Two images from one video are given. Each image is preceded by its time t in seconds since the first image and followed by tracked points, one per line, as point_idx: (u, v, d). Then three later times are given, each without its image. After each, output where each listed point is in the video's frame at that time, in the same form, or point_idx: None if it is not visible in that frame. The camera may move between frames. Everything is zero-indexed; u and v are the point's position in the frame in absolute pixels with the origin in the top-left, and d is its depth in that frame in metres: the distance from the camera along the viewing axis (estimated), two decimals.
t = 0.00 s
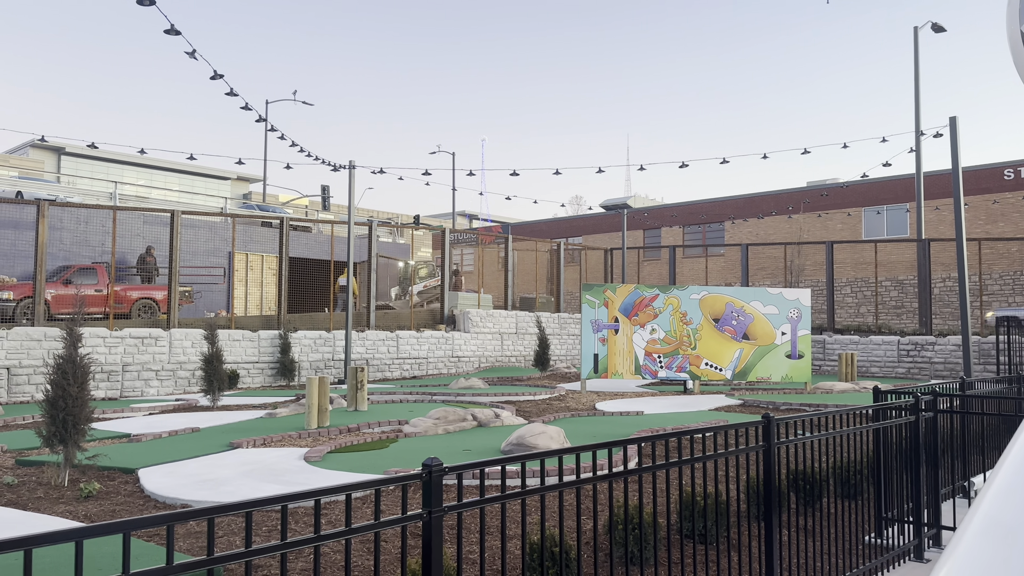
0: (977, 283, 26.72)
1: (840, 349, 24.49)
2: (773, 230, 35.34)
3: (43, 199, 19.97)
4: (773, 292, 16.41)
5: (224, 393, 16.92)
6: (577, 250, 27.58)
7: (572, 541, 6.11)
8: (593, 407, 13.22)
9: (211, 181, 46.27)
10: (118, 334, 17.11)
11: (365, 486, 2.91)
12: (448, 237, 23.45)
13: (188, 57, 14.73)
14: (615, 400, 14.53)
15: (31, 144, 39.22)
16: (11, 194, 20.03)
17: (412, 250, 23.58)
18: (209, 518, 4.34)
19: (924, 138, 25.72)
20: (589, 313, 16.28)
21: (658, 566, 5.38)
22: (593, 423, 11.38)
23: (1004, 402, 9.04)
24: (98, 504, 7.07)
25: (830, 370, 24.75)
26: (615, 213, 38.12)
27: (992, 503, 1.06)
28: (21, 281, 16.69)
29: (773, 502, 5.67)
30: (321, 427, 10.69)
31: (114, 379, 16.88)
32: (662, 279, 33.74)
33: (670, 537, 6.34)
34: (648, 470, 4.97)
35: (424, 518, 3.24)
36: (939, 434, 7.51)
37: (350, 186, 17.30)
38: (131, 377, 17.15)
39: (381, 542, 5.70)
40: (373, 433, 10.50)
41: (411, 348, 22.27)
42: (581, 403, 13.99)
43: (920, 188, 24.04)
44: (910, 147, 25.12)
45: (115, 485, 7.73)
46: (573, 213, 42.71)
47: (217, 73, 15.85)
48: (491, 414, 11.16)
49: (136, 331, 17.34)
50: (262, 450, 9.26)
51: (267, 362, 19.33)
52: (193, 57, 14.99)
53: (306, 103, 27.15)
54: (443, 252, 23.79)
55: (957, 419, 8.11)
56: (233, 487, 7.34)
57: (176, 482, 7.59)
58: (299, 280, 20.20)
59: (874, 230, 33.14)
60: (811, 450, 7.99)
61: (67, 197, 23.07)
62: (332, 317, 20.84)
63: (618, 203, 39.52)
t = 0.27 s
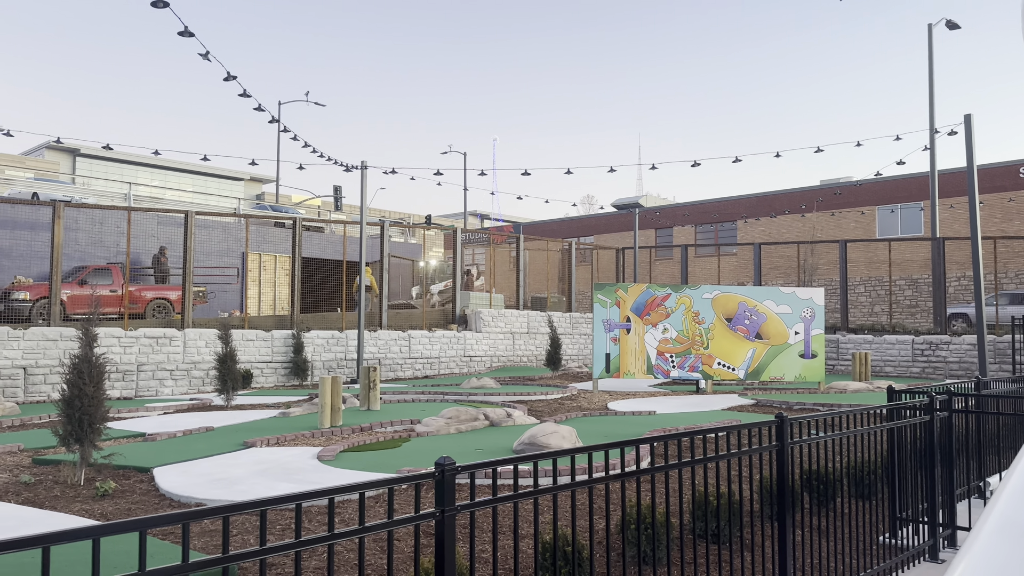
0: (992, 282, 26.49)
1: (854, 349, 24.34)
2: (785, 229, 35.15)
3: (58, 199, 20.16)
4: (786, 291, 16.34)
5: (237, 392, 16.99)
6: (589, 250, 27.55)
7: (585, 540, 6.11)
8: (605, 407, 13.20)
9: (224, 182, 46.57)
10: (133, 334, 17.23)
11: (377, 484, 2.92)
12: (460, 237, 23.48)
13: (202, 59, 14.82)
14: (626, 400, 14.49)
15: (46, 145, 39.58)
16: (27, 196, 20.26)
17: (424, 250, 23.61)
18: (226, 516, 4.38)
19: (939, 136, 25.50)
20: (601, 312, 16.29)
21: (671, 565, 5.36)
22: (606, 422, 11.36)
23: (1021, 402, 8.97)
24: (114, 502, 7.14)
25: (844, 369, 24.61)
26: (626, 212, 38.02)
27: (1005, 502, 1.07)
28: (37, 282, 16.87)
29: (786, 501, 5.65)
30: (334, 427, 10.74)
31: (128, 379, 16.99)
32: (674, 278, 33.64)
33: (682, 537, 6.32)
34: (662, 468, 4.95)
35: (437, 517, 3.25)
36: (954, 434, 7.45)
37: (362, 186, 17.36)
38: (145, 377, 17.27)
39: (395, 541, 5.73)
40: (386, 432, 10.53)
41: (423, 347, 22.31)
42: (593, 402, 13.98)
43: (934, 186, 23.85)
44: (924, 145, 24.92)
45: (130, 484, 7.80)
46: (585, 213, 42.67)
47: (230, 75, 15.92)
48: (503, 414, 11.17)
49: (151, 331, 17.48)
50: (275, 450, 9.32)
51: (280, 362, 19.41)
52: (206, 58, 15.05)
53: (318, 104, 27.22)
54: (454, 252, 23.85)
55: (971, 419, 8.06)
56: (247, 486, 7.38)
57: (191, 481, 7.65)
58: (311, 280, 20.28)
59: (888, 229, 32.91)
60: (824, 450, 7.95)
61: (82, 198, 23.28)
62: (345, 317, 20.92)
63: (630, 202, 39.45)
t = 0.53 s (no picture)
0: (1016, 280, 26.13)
1: (875, 347, 24.11)
2: (805, 227, 34.85)
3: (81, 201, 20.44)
4: (806, 289, 16.18)
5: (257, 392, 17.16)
6: (606, 249, 27.50)
7: (604, 540, 6.10)
8: (623, 406, 13.17)
9: (243, 183, 46.96)
10: (154, 334, 17.41)
11: (396, 483, 2.93)
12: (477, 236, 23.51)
13: (222, 61, 14.97)
14: (644, 399, 14.42)
15: (69, 148, 40.11)
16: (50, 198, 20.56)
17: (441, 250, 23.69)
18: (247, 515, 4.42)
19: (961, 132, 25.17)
20: (618, 311, 16.37)
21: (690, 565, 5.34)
22: (624, 422, 11.33)
23: None
24: (136, 500, 7.22)
25: (865, 368, 24.38)
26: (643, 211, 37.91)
27: None
28: (60, 283, 16.87)
29: (806, 501, 5.61)
30: (352, 426, 10.79)
31: (150, 379, 17.18)
32: (692, 277, 33.50)
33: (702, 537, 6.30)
34: (681, 468, 4.93)
35: (455, 515, 3.27)
36: (976, 434, 7.36)
37: (379, 187, 17.47)
38: (166, 376, 17.45)
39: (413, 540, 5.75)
40: (404, 431, 10.57)
41: (440, 347, 22.38)
42: (611, 402, 13.95)
43: (956, 183, 23.57)
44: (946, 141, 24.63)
45: (152, 483, 7.89)
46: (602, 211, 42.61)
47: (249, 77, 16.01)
48: (520, 413, 11.17)
49: (172, 331, 17.66)
50: (294, 448, 9.38)
51: (299, 361, 19.54)
52: (225, 60, 15.17)
53: (336, 104, 27.30)
54: (472, 251, 23.89)
55: (995, 419, 7.95)
56: (267, 484, 7.44)
57: (211, 479, 7.73)
58: (330, 280, 20.40)
59: (908, 226, 32.57)
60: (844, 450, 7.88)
61: (104, 199, 23.58)
62: (363, 317, 21.08)
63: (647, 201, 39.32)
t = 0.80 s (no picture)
0: None
1: (905, 345, 23.75)
2: (833, 224, 34.43)
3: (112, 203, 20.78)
4: (834, 287, 15.99)
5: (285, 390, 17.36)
6: (631, 247, 27.39)
7: (630, 539, 6.07)
8: (648, 405, 13.11)
9: (270, 184, 47.45)
10: (183, 333, 17.66)
11: (422, 479, 2.94)
12: (501, 235, 23.54)
13: (249, 63, 15.10)
14: (670, 398, 14.34)
15: (99, 150, 40.79)
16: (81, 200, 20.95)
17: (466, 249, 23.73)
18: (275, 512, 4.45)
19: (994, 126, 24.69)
20: (643, 310, 16.20)
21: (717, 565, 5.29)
22: (650, 420, 11.27)
23: None
24: (167, 498, 7.32)
25: (894, 366, 24.05)
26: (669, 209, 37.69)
27: None
28: (92, 283, 17.39)
29: (835, 500, 5.53)
30: (378, 424, 10.86)
31: (180, 378, 17.44)
32: (718, 274, 33.23)
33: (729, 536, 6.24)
34: (707, 466, 4.88)
35: (482, 513, 3.27)
36: (1010, 434, 7.21)
37: (403, 187, 17.56)
38: (196, 375, 17.69)
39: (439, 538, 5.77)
40: (429, 429, 10.62)
41: (465, 346, 22.44)
42: (636, 401, 13.88)
43: (989, 178, 23.14)
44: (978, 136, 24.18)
45: (182, 480, 8.01)
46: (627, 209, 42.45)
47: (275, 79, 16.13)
48: (545, 412, 11.17)
49: (201, 330, 17.87)
50: (322, 446, 9.47)
51: (326, 360, 19.70)
52: (252, 62, 15.32)
53: (361, 105, 27.46)
54: (496, 250, 23.93)
55: None
56: (295, 482, 7.52)
57: (240, 477, 7.82)
58: (355, 280, 20.53)
59: (939, 223, 32.01)
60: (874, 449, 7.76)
61: (134, 201, 23.96)
62: (388, 316, 21.13)
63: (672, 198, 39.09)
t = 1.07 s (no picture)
0: None
1: (946, 343, 23.23)
2: (871, 219, 33.80)
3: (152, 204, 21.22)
4: (873, 283, 15.71)
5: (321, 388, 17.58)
6: (665, 244, 27.20)
7: (665, 539, 6.03)
8: (683, 403, 13.01)
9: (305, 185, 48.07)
10: (222, 331, 17.96)
11: (456, 477, 2.95)
12: (534, 233, 23.57)
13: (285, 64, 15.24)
14: (705, 396, 14.22)
15: (140, 153, 41.65)
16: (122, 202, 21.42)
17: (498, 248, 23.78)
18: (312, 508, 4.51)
19: None
20: (677, 307, 16.04)
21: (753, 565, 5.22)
22: (685, 419, 11.18)
23: None
24: (206, 494, 7.46)
25: (935, 365, 23.54)
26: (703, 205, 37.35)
27: None
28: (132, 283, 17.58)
29: (874, 500, 5.43)
30: (413, 422, 10.93)
31: (219, 376, 17.76)
32: (754, 272, 32.84)
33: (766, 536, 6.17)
34: (744, 465, 4.82)
35: (516, 511, 3.28)
36: None
37: (437, 186, 17.64)
38: (235, 373, 18.00)
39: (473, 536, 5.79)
40: (463, 427, 10.66)
41: (498, 344, 22.49)
42: (670, 399, 13.80)
43: None
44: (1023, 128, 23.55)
45: (221, 476, 8.15)
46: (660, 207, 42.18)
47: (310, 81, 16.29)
48: (579, 410, 11.14)
49: (239, 330, 18.14)
50: (357, 444, 9.56)
51: (361, 358, 19.89)
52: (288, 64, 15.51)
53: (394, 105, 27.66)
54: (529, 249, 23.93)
55: None
56: (331, 479, 7.60)
57: (278, 474, 7.93)
58: (389, 279, 20.65)
59: (982, 217, 31.24)
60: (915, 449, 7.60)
61: (173, 203, 24.44)
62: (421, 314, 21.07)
63: (707, 195, 38.73)
